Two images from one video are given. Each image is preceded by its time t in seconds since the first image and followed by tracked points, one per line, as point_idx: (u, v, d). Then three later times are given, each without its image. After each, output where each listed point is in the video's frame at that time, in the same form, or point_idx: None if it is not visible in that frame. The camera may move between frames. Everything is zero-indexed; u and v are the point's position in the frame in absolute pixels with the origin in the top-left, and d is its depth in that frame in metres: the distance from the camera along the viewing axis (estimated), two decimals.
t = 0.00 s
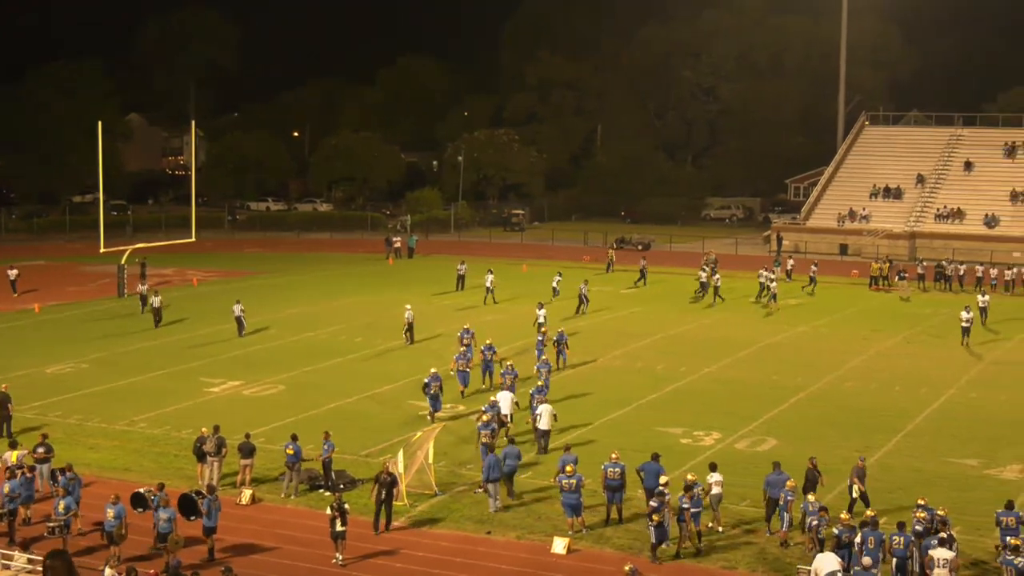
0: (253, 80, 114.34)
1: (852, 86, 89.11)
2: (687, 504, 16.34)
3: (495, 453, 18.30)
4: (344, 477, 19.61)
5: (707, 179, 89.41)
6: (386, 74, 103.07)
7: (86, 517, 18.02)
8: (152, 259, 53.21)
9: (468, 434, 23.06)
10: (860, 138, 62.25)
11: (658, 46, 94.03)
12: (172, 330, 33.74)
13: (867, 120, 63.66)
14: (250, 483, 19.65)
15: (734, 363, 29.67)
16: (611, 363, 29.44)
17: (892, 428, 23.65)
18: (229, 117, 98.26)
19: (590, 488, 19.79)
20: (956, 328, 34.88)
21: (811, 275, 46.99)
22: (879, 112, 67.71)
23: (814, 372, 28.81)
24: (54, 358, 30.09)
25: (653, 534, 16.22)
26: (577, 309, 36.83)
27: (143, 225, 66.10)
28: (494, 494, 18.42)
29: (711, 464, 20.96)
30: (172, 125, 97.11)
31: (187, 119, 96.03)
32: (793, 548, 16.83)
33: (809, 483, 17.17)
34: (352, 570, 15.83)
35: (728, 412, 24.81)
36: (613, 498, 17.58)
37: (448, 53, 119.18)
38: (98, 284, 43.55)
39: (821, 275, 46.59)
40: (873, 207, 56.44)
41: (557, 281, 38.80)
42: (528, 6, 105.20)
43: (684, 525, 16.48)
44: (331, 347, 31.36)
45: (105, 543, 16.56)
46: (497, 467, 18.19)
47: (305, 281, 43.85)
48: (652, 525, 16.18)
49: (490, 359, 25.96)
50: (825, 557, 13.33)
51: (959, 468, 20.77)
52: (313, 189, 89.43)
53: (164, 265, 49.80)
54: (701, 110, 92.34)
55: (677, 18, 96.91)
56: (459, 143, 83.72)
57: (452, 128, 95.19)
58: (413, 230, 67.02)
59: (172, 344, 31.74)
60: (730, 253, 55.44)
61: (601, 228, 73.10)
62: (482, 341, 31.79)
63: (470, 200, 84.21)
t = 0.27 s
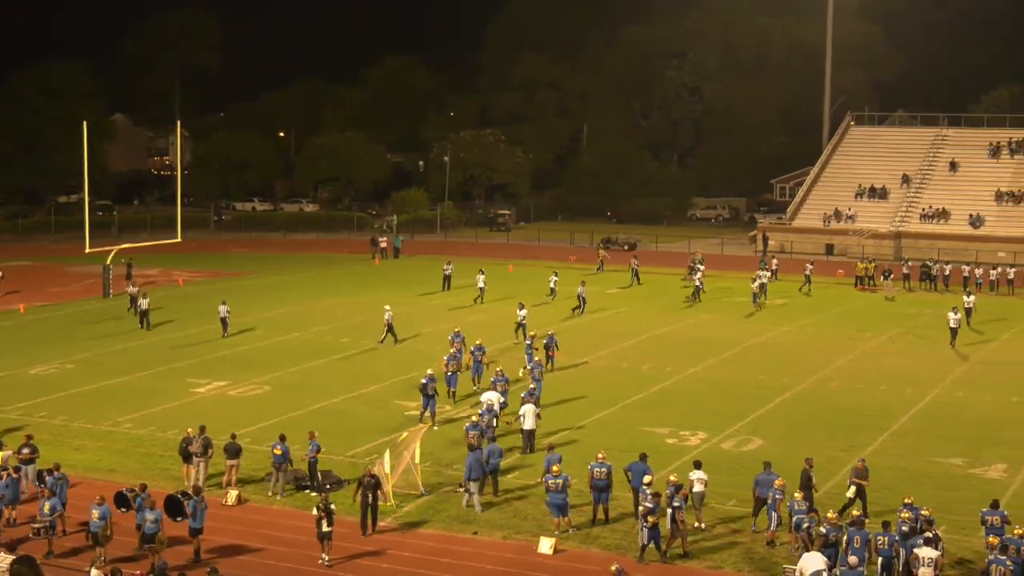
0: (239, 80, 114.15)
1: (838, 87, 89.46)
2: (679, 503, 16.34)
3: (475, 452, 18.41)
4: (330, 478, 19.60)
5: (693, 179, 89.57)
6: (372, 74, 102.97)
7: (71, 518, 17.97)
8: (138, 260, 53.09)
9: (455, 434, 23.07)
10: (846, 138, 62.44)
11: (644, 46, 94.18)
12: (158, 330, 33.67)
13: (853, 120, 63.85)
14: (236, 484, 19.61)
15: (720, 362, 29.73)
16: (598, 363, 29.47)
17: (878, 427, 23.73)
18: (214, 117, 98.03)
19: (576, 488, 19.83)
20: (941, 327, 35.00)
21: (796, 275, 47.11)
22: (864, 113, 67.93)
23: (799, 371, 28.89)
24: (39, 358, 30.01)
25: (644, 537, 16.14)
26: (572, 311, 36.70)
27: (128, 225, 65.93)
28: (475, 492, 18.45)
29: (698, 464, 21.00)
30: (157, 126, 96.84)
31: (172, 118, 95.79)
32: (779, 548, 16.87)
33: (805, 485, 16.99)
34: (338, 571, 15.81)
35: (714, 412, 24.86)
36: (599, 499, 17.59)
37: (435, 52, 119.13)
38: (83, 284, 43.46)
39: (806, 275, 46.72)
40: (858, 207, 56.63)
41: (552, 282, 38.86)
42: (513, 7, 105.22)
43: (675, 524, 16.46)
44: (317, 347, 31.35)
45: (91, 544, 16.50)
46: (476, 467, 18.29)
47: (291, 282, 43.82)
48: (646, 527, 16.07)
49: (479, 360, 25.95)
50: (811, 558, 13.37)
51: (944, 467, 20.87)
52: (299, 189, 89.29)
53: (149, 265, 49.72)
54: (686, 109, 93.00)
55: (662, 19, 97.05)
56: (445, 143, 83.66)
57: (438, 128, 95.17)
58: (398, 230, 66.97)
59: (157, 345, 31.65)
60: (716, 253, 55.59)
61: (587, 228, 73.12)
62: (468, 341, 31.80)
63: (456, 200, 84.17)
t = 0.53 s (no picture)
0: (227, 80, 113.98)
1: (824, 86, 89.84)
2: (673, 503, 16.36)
3: (459, 449, 18.74)
4: (316, 478, 19.58)
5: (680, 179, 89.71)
6: (360, 74, 102.90)
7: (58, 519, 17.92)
8: (125, 260, 53.03)
9: (442, 434, 23.09)
10: (833, 137, 62.61)
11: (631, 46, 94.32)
12: (145, 330, 33.62)
13: (839, 121, 64.02)
14: (223, 484, 19.59)
15: (707, 363, 29.80)
16: (585, 364, 29.50)
17: (865, 427, 23.80)
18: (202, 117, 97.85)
19: (563, 487, 19.85)
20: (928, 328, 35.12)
21: (783, 275, 47.24)
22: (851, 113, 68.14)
23: (786, 372, 28.95)
24: (26, 359, 29.93)
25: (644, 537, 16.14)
26: (570, 311, 36.79)
27: (115, 225, 65.77)
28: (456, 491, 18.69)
29: (685, 464, 21.04)
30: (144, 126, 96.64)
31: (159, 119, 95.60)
32: (767, 548, 16.91)
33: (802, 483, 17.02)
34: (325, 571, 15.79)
35: (701, 412, 24.91)
36: (587, 498, 17.61)
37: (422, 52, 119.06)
38: (70, 285, 43.38)
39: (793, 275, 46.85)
40: (844, 207, 56.81)
41: (550, 283, 38.98)
42: (501, 7, 105.23)
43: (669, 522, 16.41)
44: (305, 347, 31.32)
45: (77, 545, 16.44)
46: (459, 464, 18.59)
47: (279, 282, 43.82)
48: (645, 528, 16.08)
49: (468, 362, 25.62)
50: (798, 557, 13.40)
51: (930, 467, 20.94)
52: (287, 189, 89.21)
53: (137, 266, 49.68)
54: (673, 110, 93.43)
55: (650, 19, 97.18)
56: (432, 144, 83.60)
57: (425, 129, 95.18)
58: (386, 230, 66.95)
59: (143, 345, 31.58)
60: (703, 253, 55.76)
61: (574, 229, 73.18)
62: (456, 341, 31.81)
63: (444, 200, 84.14)
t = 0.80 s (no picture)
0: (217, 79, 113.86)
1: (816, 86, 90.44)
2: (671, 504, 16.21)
3: (444, 447, 18.63)
4: (307, 478, 19.59)
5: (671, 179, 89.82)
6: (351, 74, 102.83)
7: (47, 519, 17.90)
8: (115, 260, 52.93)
9: (433, 433, 23.08)
10: (823, 137, 62.74)
11: (622, 46, 94.44)
12: (136, 329, 33.57)
13: (830, 121, 64.15)
14: (214, 484, 19.58)
15: (698, 362, 29.85)
16: (577, 363, 29.54)
17: (856, 427, 23.86)
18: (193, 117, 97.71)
19: (554, 487, 19.88)
20: (918, 327, 35.21)
21: (772, 275, 47.34)
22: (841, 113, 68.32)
23: (778, 372, 29.00)
24: (16, 358, 29.87)
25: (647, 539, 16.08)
26: (572, 312, 36.91)
27: (105, 225, 65.65)
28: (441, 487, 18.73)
29: (675, 464, 21.08)
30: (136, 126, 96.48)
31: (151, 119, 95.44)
32: (757, 547, 16.96)
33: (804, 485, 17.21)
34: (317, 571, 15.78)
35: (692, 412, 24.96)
36: (578, 498, 17.62)
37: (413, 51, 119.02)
38: (61, 285, 43.31)
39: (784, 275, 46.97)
40: (835, 207, 56.94)
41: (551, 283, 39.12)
42: (492, 7, 105.20)
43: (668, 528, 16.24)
44: (296, 347, 31.32)
45: (67, 545, 16.41)
46: (445, 461, 18.50)
47: (270, 282, 43.81)
48: (644, 529, 16.03)
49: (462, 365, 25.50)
50: (788, 556, 13.45)
51: (921, 467, 21.01)
52: (278, 189, 89.12)
53: (128, 265, 49.61)
54: (664, 110, 94.28)
55: (641, 19, 97.26)
56: (423, 143, 83.52)
57: (416, 128, 95.12)
58: (376, 230, 66.92)
59: (135, 345, 31.55)
60: (693, 253, 55.88)
61: (565, 229, 73.21)
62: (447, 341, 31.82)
63: (434, 200, 84.13)
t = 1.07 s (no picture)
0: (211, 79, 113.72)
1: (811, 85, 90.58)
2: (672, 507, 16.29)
3: (434, 447, 18.63)
4: (302, 478, 19.59)
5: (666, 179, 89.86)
6: (345, 74, 102.72)
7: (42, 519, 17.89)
8: (109, 260, 52.79)
9: (427, 433, 23.07)
10: (818, 137, 62.77)
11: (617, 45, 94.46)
12: (130, 329, 33.52)
13: (824, 120, 64.16)
14: (209, 484, 19.56)
15: (692, 362, 29.87)
16: (571, 363, 29.55)
17: (850, 426, 23.90)
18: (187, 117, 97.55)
19: (548, 487, 19.89)
20: (911, 327, 35.26)
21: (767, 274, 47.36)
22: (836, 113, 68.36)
23: (772, 371, 29.02)
24: (11, 358, 29.82)
25: (648, 541, 16.11)
26: (580, 312, 36.97)
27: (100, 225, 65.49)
28: (434, 484, 18.75)
29: (670, 464, 21.09)
30: (130, 125, 96.31)
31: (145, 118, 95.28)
32: (752, 547, 17.01)
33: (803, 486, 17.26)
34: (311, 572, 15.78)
35: (687, 411, 24.96)
36: (573, 498, 17.64)
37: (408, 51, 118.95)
38: (54, 284, 43.23)
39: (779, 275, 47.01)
40: (830, 206, 56.99)
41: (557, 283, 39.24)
42: (487, 6, 105.16)
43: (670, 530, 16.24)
44: (291, 347, 31.31)
45: (61, 545, 16.41)
46: (436, 461, 18.49)
47: (264, 281, 43.77)
48: (647, 531, 16.08)
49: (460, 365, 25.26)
50: (783, 556, 13.46)
51: (915, 467, 21.04)
52: (273, 189, 88.98)
53: (122, 265, 49.51)
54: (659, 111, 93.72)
55: (636, 19, 97.27)
56: (418, 143, 83.41)
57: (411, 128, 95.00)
58: (371, 230, 66.80)
59: (129, 345, 31.50)
60: (688, 253, 55.87)
61: (560, 229, 73.11)
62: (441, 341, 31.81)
63: (429, 200, 84.03)
